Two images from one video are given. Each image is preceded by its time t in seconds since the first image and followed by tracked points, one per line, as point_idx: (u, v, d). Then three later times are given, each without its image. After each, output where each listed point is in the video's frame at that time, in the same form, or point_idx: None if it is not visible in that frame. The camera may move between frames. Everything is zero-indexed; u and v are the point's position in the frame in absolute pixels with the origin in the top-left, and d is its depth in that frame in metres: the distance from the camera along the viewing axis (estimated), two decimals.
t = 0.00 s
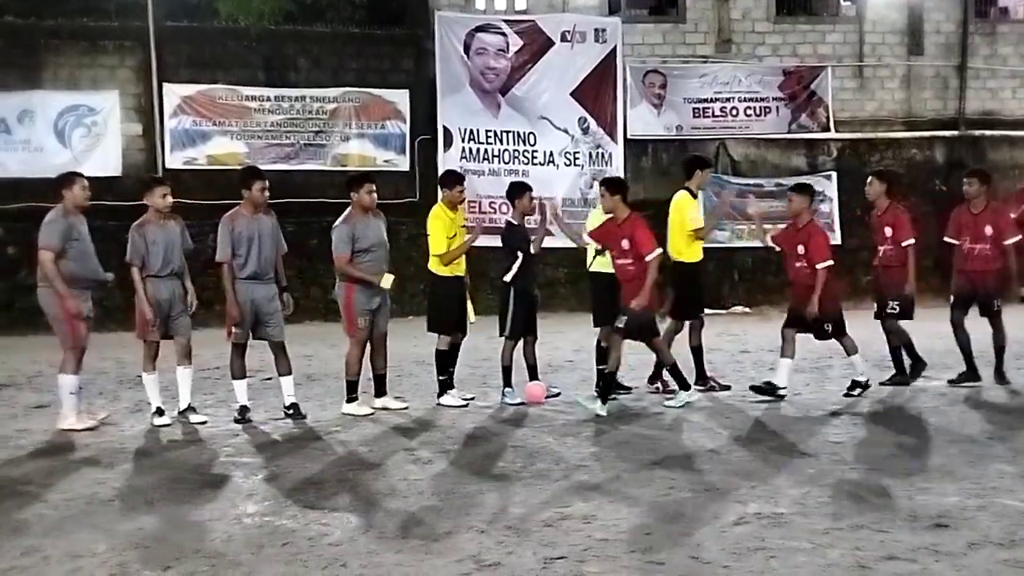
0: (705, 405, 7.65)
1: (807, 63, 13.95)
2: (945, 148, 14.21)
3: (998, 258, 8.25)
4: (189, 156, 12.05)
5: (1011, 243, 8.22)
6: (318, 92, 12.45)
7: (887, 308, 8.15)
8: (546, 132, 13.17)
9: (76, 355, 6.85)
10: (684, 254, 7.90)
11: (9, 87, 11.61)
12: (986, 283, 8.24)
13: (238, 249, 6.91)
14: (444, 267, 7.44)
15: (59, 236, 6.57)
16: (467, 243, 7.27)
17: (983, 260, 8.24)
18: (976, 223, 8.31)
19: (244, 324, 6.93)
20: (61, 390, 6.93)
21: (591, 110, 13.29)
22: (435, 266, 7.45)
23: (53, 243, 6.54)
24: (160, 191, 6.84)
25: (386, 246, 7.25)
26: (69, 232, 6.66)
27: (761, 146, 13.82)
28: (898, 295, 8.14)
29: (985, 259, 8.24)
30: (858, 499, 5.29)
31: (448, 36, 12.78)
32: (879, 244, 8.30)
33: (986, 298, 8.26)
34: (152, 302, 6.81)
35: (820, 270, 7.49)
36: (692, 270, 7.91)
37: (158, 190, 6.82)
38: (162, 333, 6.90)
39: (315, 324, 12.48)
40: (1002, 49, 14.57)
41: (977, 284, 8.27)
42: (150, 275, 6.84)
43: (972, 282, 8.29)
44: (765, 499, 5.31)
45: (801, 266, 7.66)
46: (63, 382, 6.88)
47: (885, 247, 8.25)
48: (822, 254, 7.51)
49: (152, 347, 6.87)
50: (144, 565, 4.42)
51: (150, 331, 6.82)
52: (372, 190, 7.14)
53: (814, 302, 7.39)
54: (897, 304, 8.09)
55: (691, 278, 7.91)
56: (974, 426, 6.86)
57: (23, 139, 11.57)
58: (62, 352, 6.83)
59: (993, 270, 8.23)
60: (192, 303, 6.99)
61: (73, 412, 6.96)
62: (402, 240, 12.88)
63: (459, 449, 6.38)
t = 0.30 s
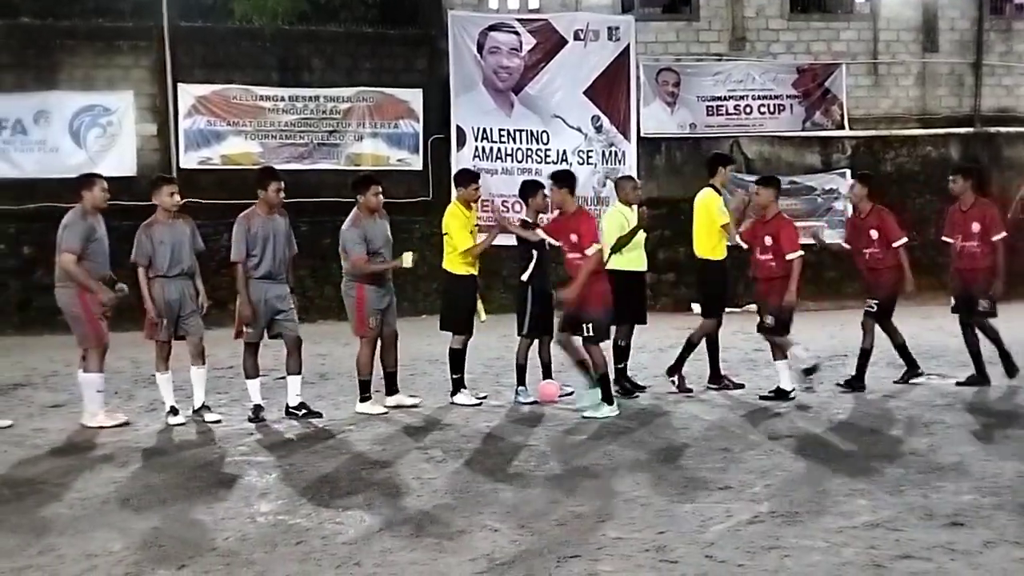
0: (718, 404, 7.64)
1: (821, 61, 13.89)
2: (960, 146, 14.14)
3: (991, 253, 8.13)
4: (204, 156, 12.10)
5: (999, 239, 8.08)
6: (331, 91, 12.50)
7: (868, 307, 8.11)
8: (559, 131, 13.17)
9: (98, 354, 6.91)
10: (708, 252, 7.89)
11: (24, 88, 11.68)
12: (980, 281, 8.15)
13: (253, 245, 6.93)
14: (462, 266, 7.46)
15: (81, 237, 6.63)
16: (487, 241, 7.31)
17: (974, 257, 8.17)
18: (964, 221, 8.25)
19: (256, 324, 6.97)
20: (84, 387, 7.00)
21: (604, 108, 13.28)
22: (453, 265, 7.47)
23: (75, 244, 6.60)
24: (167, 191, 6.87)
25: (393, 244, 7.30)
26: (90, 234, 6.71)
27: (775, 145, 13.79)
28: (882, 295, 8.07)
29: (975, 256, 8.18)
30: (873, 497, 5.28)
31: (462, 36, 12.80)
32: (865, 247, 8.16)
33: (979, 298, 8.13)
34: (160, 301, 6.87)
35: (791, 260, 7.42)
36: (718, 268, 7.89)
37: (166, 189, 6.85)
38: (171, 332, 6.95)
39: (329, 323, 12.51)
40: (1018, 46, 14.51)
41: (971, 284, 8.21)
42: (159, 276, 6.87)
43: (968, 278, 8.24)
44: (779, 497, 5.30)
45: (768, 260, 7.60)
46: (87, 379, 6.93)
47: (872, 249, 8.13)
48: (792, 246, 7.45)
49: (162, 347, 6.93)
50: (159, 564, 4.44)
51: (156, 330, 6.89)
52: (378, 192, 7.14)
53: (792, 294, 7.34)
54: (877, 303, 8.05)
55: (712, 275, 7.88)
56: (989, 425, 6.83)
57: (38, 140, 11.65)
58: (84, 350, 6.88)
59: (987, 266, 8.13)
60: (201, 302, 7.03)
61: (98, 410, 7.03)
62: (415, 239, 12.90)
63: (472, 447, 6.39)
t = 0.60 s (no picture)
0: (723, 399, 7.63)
1: (826, 56, 13.86)
2: (966, 140, 14.11)
3: (972, 248, 8.02)
4: (209, 151, 12.11)
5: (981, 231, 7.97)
6: (336, 87, 12.48)
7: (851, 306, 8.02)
8: (563, 127, 13.15)
9: (99, 351, 6.86)
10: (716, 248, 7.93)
11: (29, 84, 11.69)
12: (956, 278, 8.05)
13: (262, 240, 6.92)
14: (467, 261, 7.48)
15: (86, 235, 6.63)
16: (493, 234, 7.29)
17: (952, 253, 8.07)
18: (944, 217, 8.14)
19: (266, 318, 6.97)
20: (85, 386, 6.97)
21: (608, 104, 13.27)
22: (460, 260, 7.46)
23: (81, 242, 6.60)
24: (173, 187, 6.87)
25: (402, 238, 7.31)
26: (95, 231, 6.72)
27: (781, 140, 13.79)
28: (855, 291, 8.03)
29: (955, 252, 8.07)
30: (878, 493, 5.27)
31: (466, 31, 12.78)
32: (832, 236, 8.13)
33: (952, 292, 8.08)
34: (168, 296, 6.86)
35: (748, 267, 7.23)
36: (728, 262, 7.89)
37: (171, 184, 6.86)
38: (177, 327, 6.96)
39: (334, 319, 12.52)
40: None
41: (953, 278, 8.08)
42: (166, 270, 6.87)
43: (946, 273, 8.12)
44: (784, 493, 5.29)
45: (726, 263, 7.39)
46: (87, 377, 6.87)
47: (839, 240, 8.08)
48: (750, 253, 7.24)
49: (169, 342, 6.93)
50: (164, 559, 4.45)
51: (161, 325, 6.85)
52: (384, 187, 7.12)
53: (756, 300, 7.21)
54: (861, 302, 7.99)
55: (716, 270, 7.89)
56: (995, 420, 6.81)
57: (43, 136, 11.66)
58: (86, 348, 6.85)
59: (966, 261, 8.01)
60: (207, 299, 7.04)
61: (99, 408, 6.97)
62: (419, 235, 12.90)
63: (477, 443, 6.40)
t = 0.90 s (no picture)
0: (718, 397, 7.63)
1: (823, 54, 13.86)
2: (962, 139, 14.18)
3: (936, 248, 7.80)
4: (204, 148, 12.09)
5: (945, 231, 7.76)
6: (332, 84, 12.46)
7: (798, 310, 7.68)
8: (560, 125, 13.14)
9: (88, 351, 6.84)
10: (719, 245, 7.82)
11: (25, 80, 11.67)
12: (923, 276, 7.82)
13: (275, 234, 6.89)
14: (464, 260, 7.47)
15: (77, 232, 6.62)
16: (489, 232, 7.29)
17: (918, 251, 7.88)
18: (912, 213, 7.98)
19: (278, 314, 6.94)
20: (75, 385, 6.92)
21: (605, 101, 13.26)
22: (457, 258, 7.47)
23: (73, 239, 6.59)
24: (169, 183, 6.86)
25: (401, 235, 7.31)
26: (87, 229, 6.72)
27: (777, 138, 13.79)
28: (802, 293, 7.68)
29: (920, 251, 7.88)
30: (873, 491, 5.27)
31: (462, 29, 12.74)
32: (788, 237, 7.83)
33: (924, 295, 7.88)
34: (164, 293, 6.84)
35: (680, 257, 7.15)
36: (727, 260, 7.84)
37: (168, 181, 6.84)
38: (173, 325, 6.94)
39: (330, 316, 12.50)
40: (1020, 39, 14.47)
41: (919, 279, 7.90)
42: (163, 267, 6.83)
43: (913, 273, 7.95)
44: (780, 491, 5.29)
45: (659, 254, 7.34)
46: (76, 378, 6.83)
47: (794, 241, 7.79)
48: (684, 242, 7.17)
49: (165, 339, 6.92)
50: (158, 556, 4.44)
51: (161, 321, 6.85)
52: (384, 184, 7.12)
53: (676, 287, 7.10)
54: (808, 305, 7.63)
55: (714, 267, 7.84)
56: (991, 418, 6.81)
57: (39, 132, 11.64)
58: (75, 349, 6.82)
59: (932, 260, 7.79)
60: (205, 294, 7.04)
61: (89, 408, 6.93)
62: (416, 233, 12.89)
63: (472, 440, 6.39)
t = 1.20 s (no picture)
0: (719, 394, 7.64)
1: (823, 50, 13.85)
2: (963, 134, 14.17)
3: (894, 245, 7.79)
4: (205, 148, 12.09)
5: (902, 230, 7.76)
6: (332, 83, 12.46)
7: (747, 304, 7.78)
8: (560, 122, 13.15)
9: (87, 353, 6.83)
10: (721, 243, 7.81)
11: (25, 81, 11.68)
12: (875, 272, 7.83)
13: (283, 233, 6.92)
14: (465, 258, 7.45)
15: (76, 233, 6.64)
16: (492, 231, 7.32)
17: (879, 251, 7.89)
18: (873, 213, 7.97)
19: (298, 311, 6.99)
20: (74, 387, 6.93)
21: (605, 99, 13.26)
22: (457, 255, 7.45)
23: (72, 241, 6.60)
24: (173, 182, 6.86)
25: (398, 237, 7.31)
26: (86, 231, 6.74)
27: (778, 134, 13.69)
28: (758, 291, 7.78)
29: (879, 250, 7.89)
30: (877, 487, 5.27)
31: (462, 27, 12.79)
32: (749, 237, 7.84)
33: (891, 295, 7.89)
34: (167, 294, 6.85)
35: (615, 262, 7.12)
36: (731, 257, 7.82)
37: (171, 181, 6.84)
38: (177, 325, 6.95)
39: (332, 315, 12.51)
40: (1020, 34, 14.48)
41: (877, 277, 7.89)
42: (166, 268, 6.84)
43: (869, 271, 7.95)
44: (782, 487, 5.29)
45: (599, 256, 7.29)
46: (76, 379, 6.84)
47: (755, 242, 7.82)
48: (620, 248, 7.14)
49: (169, 339, 6.92)
50: (161, 557, 4.45)
51: (165, 322, 6.86)
52: (385, 180, 7.13)
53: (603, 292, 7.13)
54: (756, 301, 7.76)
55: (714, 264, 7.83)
56: (992, 414, 6.81)
57: (39, 133, 11.65)
58: (72, 352, 6.81)
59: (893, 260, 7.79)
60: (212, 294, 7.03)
61: (90, 409, 6.93)
62: (417, 231, 12.89)
63: (474, 438, 6.39)
